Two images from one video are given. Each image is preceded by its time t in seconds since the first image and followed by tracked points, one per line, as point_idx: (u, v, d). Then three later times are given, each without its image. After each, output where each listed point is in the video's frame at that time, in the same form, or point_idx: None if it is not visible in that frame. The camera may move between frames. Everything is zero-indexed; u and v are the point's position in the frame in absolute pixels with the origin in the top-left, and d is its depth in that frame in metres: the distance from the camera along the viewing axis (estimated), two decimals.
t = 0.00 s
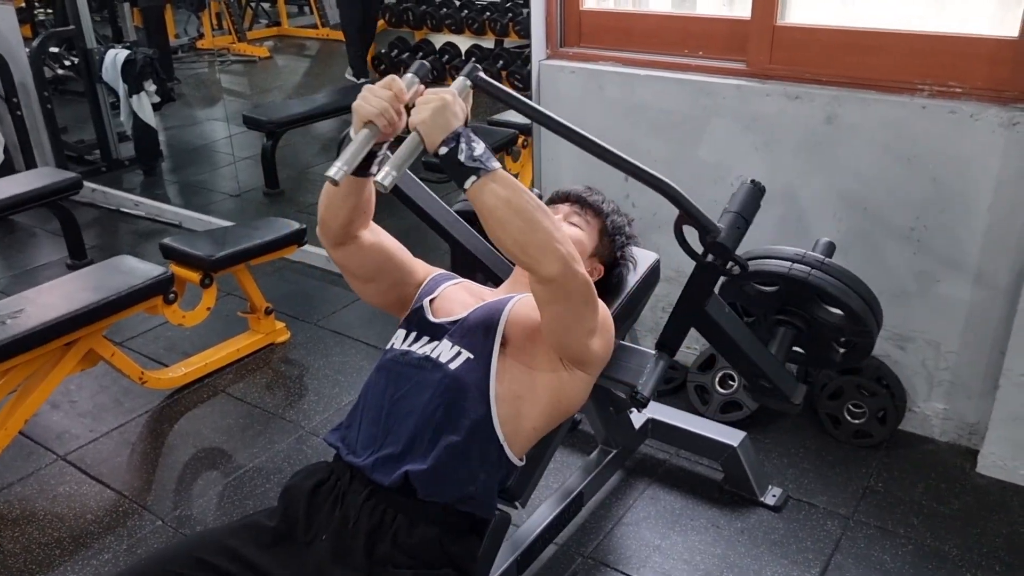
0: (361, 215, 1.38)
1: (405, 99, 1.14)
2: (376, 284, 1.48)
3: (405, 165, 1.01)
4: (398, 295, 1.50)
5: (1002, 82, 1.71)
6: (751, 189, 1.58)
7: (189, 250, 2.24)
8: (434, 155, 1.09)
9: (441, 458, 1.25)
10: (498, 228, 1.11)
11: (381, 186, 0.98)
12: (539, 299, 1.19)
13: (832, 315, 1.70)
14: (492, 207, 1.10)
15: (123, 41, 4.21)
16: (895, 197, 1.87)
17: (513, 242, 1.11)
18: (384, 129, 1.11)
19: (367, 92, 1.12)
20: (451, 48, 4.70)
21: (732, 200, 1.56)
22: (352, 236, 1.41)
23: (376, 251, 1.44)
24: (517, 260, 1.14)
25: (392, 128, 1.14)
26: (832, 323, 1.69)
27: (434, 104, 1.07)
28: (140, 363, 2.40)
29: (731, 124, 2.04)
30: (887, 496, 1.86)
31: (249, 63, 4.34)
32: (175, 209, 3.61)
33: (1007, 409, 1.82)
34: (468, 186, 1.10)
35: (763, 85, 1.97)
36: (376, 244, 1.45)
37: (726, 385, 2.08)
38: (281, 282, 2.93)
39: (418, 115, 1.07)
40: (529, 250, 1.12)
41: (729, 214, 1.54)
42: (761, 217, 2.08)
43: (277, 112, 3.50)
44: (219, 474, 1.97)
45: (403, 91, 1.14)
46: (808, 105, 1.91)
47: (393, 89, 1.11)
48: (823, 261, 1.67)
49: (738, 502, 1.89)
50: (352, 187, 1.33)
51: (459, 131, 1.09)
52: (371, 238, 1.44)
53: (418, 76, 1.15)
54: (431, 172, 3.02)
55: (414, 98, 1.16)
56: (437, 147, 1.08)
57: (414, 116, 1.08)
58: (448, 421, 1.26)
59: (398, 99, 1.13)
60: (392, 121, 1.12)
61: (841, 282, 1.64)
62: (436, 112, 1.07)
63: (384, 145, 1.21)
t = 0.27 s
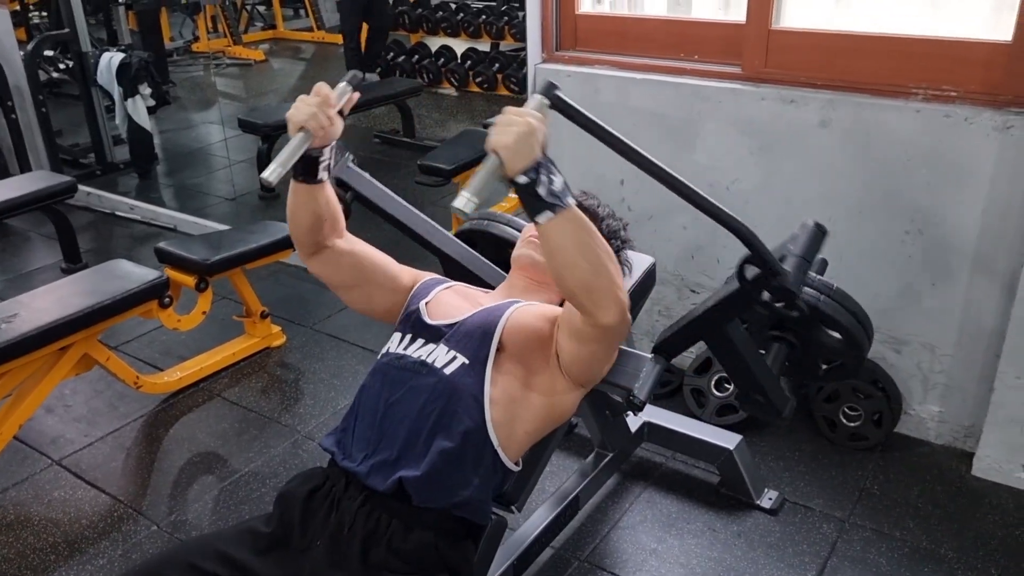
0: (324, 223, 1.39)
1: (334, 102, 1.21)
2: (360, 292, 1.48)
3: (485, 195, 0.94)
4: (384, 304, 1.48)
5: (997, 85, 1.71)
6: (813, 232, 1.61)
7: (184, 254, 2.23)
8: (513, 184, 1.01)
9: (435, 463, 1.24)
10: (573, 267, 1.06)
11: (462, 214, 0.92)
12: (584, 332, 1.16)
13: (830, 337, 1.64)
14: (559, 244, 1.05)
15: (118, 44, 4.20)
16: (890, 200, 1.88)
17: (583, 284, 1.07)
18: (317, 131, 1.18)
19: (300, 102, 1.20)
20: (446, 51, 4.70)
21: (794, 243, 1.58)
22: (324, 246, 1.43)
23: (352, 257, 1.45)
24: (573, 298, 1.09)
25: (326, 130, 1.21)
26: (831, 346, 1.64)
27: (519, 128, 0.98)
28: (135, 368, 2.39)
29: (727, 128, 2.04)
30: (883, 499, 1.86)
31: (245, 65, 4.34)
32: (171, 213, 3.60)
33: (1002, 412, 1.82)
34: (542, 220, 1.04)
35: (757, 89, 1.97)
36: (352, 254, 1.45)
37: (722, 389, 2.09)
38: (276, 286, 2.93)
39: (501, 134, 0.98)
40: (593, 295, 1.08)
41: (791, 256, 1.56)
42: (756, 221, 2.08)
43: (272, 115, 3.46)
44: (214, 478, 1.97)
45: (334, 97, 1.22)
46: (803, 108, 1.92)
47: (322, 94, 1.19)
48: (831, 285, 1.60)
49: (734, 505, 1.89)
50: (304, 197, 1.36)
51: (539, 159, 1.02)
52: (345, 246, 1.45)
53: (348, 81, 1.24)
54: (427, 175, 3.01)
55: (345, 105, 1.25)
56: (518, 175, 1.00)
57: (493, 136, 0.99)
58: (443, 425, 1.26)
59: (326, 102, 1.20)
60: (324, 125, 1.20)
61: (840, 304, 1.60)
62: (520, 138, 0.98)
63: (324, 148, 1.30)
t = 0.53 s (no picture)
0: (313, 247, 1.45)
1: (294, 132, 1.31)
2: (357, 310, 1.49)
3: (599, 263, 0.93)
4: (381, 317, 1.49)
5: (992, 89, 1.72)
6: (887, 300, 1.63)
7: (179, 257, 2.22)
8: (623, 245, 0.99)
9: (430, 469, 1.24)
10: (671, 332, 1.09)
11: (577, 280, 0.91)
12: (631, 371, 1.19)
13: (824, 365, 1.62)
14: (662, 310, 1.06)
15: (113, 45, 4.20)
16: (885, 204, 1.88)
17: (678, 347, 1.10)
18: (279, 160, 1.28)
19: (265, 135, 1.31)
20: (443, 53, 4.69)
21: (869, 309, 1.61)
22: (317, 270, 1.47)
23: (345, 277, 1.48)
24: (654, 355, 1.12)
25: (290, 159, 1.31)
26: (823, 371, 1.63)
27: (645, 197, 0.95)
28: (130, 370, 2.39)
29: (723, 131, 2.04)
30: (879, 502, 1.86)
31: (240, 66, 4.35)
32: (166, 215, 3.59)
33: (997, 415, 1.82)
34: (648, 287, 1.04)
35: (753, 92, 1.98)
36: (346, 274, 1.49)
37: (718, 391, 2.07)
38: (272, 288, 2.92)
39: (620, 198, 0.95)
40: (677, 358, 1.11)
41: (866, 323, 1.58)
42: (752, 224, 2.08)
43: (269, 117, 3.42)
44: (209, 482, 1.96)
45: (295, 128, 1.32)
46: (799, 111, 1.92)
47: (282, 126, 1.28)
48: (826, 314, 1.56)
49: (730, 508, 1.89)
50: (289, 224, 1.42)
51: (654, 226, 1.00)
52: (338, 268, 1.49)
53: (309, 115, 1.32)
54: (423, 177, 3.01)
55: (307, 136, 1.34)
56: (631, 241, 0.98)
57: (612, 197, 0.96)
58: (438, 429, 1.26)
59: (286, 133, 1.30)
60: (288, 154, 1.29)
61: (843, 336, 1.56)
62: (647, 209, 0.95)
63: (293, 175, 1.36)
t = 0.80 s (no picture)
0: (319, 273, 1.54)
1: (285, 170, 1.47)
2: (368, 324, 1.51)
3: (703, 338, 0.97)
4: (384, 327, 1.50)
5: (988, 89, 1.71)
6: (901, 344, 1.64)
7: (175, 259, 2.22)
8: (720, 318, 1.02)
9: (429, 473, 1.25)
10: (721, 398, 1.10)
11: (682, 356, 0.95)
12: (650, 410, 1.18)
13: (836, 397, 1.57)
14: (723, 376, 1.08)
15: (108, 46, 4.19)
16: (883, 205, 1.88)
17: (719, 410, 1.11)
18: (269, 194, 1.44)
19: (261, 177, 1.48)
20: (439, 54, 4.67)
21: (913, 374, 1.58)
22: (330, 296, 1.55)
23: (352, 297, 1.54)
24: (695, 408, 1.12)
25: (280, 194, 1.46)
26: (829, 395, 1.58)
27: (751, 283, 1.00)
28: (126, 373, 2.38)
29: (719, 132, 2.04)
30: (877, 503, 1.86)
31: (236, 68, 4.39)
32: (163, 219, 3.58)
33: (994, 416, 1.82)
34: (721, 356, 1.05)
35: (749, 93, 1.98)
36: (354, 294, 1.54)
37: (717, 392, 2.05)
38: (268, 290, 2.92)
39: (722, 277, 1.00)
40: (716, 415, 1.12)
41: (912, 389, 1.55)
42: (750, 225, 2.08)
43: (266, 119, 3.36)
44: (206, 485, 1.96)
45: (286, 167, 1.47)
46: (795, 113, 1.92)
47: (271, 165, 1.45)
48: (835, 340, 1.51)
49: (727, 509, 1.89)
50: (295, 256, 1.54)
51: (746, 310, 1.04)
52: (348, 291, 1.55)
53: (297, 153, 1.47)
54: (420, 179, 3.00)
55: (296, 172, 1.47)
56: (726, 318, 1.02)
57: (716, 275, 1.00)
58: (435, 432, 1.25)
59: (276, 171, 1.46)
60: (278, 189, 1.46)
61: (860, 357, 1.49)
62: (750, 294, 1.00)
63: (288, 209, 1.50)
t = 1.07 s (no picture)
0: (324, 288, 1.55)
1: (284, 191, 1.51)
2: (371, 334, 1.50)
3: (745, 375, 0.94)
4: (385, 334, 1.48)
5: (985, 88, 1.71)
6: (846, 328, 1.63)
7: (172, 260, 2.21)
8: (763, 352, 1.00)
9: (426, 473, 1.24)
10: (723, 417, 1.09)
11: (727, 394, 0.91)
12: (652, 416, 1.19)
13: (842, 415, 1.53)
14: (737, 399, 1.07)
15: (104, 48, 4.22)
16: (880, 204, 1.88)
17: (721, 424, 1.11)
18: (269, 214, 1.47)
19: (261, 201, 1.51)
20: (435, 54, 4.67)
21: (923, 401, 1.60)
22: (334, 310, 1.54)
23: (355, 308, 1.53)
24: (701, 424, 1.12)
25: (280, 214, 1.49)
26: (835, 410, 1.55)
27: (790, 324, 1.00)
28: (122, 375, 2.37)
29: (716, 131, 2.04)
30: (876, 502, 1.86)
31: (232, 70, 4.43)
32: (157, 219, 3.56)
33: (993, 415, 1.82)
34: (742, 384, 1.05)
35: (747, 92, 1.97)
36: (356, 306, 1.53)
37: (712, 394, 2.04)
38: (265, 292, 2.91)
39: (766, 315, 0.98)
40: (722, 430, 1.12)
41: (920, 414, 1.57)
42: (748, 225, 2.07)
43: (261, 120, 3.37)
44: (204, 486, 1.95)
45: (285, 189, 1.52)
46: (792, 112, 1.92)
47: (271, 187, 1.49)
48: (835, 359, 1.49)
49: (726, 509, 1.88)
50: (301, 273, 1.55)
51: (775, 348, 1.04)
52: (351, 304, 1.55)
53: (296, 174, 1.51)
54: (417, 179, 3.00)
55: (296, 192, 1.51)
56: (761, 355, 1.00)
57: (760, 312, 0.99)
58: (432, 433, 1.25)
59: (276, 193, 1.50)
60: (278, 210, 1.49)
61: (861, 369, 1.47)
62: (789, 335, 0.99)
63: (289, 228, 1.52)
